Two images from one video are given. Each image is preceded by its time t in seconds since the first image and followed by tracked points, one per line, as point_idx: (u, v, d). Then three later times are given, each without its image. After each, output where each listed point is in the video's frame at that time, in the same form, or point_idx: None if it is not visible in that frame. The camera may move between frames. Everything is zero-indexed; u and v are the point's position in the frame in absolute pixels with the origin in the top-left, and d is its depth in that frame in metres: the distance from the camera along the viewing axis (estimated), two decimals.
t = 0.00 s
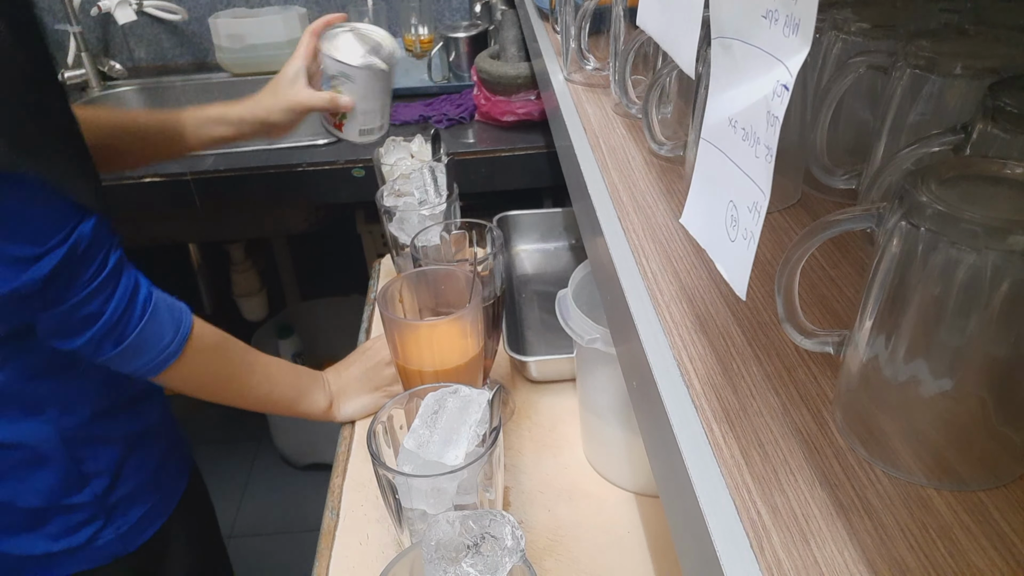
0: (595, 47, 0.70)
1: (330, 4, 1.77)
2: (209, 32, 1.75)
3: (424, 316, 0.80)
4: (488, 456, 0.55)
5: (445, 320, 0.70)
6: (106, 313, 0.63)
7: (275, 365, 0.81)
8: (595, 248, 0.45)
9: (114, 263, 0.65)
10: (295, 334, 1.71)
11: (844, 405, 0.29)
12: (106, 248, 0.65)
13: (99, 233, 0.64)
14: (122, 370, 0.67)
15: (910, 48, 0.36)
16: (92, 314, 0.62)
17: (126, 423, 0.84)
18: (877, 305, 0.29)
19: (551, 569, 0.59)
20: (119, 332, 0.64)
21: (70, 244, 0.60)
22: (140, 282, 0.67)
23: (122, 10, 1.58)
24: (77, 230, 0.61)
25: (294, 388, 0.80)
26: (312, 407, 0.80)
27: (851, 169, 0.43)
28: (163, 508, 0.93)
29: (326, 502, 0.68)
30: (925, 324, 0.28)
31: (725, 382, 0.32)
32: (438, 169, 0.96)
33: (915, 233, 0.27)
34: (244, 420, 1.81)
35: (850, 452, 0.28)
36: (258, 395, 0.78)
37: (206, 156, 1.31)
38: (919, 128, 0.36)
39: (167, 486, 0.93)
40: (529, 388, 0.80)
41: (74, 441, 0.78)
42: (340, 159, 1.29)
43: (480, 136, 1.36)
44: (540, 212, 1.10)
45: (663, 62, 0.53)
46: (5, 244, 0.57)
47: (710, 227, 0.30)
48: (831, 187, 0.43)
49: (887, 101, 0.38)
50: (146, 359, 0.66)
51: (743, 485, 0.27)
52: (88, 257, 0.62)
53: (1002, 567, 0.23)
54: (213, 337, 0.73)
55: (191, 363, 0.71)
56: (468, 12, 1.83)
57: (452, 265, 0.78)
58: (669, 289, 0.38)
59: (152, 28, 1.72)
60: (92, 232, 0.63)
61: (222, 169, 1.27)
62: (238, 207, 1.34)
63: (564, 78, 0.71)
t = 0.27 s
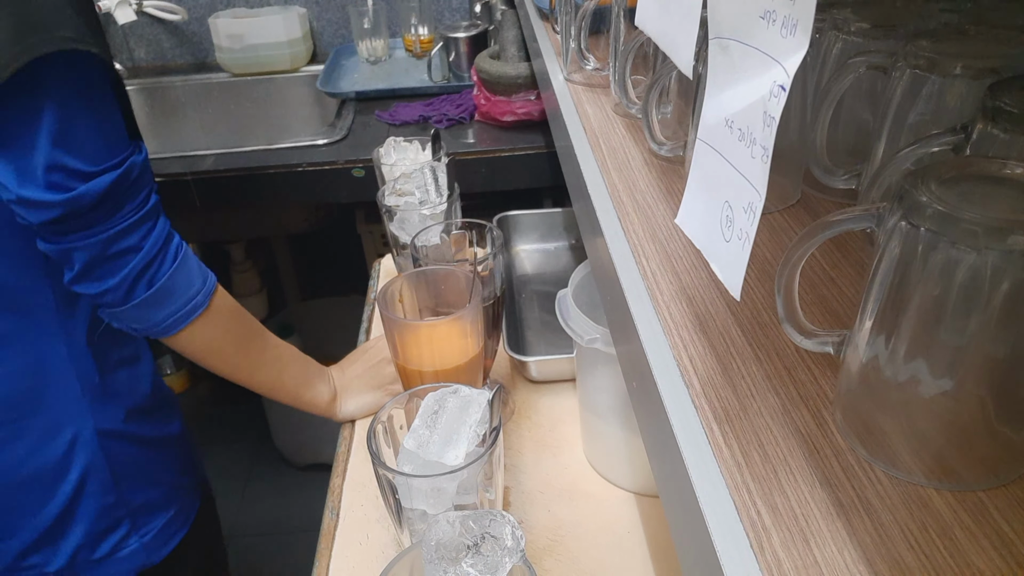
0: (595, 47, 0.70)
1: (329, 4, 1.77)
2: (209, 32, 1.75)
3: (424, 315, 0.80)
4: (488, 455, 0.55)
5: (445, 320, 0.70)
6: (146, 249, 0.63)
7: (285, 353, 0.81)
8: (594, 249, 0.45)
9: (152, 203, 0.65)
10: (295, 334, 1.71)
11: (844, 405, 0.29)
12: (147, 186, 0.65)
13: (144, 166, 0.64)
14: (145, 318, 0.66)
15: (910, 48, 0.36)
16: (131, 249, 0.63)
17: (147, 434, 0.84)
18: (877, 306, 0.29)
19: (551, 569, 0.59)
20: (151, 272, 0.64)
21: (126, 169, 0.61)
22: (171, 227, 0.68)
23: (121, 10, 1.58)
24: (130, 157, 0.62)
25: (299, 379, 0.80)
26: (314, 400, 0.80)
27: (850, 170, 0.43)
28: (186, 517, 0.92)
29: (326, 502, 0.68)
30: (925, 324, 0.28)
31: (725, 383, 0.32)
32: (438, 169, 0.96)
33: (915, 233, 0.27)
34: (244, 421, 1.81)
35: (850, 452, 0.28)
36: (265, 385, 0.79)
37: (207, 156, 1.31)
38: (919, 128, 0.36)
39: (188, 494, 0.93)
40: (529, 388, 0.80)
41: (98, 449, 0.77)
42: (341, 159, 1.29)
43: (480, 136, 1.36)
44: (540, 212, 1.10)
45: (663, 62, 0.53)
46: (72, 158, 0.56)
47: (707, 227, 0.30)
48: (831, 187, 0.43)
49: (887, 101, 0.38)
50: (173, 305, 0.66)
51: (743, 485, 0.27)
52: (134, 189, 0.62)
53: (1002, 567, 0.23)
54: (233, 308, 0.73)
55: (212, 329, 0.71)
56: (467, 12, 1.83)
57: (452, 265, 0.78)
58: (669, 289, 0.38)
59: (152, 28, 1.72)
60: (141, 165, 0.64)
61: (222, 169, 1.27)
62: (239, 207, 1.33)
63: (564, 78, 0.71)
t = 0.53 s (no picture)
0: (595, 47, 0.70)
1: (329, 4, 1.77)
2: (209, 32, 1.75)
3: (424, 315, 0.80)
4: (488, 456, 0.55)
5: (445, 320, 0.70)
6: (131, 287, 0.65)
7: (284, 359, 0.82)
8: (595, 249, 0.45)
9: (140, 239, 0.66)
10: (295, 334, 1.71)
11: (844, 404, 0.29)
12: (134, 221, 0.66)
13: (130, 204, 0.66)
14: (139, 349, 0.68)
15: (910, 49, 0.36)
16: (122, 285, 0.64)
17: (164, 433, 0.84)
18: (877, 306, 0.29)
19: (551, 569, 0.59)
20: (144, 305, 0.66)
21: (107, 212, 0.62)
22: (162, 258, 0.69)
23: (121, 10, 1.58)
24: (114, 198, 0.63)
25: (301, 382, 0.81)
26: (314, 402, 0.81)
27: (850, 170, 0.43)
28: (201, 513, 0.93)
29: (326, 502, 0.68)
30: (925, 323, 0.27)
31: (725, 382, 0.32)
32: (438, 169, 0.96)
33: (914, 233, 0.27)
34: (244, 421, 1.81)
35: (850, 452, 0.28)
36: (265, 383, 0.79)
37: (207, 156, 1.31)
38: (919, 128, 0.36)
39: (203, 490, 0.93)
40: (529, 388, 0.80)
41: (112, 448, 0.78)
42: (341, 159, 1.29)
43: (480, 136, 1.36)
44: (540, 212, 1.10)
45: (663, 61, 0.53)
46: (50, 206, 0.58)
47: (708, 227, 0.30)
48: (831, 187, 0.43)
49: (887, 101, 0.38)
50: (168, 334, 0.68)
51: (743, 485, 0.27)
52: (121, 229, 0.64)
53: (1002, 568, 0.23)
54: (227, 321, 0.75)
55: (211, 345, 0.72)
56: (467, 12, 1.83)
57: (452, 265, 0.78)
58: (669, 289, 0.38)
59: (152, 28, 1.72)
60: (126, 201, 0.64)
61: (222, 169, 1.27)
62: (240, 207, 1.34)
63: (564, 78, 0.71)
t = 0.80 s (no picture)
0: (595, 47, 0.70)
1: (329, 4, 1.77)
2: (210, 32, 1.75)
3: (424, 315, 0.80)
4: (488, 456, 0.55)
5: (445, 320, 0.70)
6: (110, 261, 0.65)
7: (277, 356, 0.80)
8: (595, 248, 0.45)
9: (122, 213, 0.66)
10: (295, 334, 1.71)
11: (844, 404, 0.29)
12: (114, 195, 0.66)
13: (108, 178, 0.66)
14: (126, 325, 0.69)
15: (910, 48, 0.36)
16: (98, 259, 0.64)
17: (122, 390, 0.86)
18: (877, 306, 0.29)
19: (551, 569, 0.59)
20: (122, 281, 0.66)
21: (77, 183, 0.62)
22: (149, 235, 0.69)
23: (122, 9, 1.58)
24: (85, 171, 0.63)
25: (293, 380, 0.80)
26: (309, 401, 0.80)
27: (850, 170, 0.43)
28: (156, 472, 0.95)
29: (326, 502, 0.68)
30: (925, 323, 0.27)
31: (725, 383, 0.32)
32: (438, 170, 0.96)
33: (915, 233, 0.27)
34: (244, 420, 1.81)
35: (850, 452, 0.28)
36: (256, 373, 0.78)
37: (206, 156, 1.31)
38: (919, 128, 0.36)
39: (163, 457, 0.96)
40: (529, 388, 0.80)
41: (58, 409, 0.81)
42: (341, 159, 1.29)
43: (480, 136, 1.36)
44: (540, 212, 1.10)
45: (663, 61, 0.53)
46: (8, 177, 0.60)
47: (709, 227, 0.30)
48: (831, 187, 0.43)
49: (887, 101, 0.38)
50: (148, 313, 0.68)
51: (743, 485, 0.27)
52: (95, 202, 0.64)
53: (1002, 567, 0.23)
54: (218, 307, 0.74)
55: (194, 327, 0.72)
56: (467, 12, 1.83)
57: (452, 265, 0.78)
58: (669, 289, 0.37)
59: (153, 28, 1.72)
60: (103, 175, 0.65)
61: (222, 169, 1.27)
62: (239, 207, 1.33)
63: (564, 78, 0.71)
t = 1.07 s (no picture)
0: (595, 47, 0.70)
1: (329, 4, 1.77)
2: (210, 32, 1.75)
3: (424, 315, 0.80)
4: (487, 455, 0.55)
5: (445, 320, 0.70)
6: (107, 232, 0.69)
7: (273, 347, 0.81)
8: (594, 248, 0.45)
9: (122, 191, 0.71)
10: (295, 334, 1.71)
11: (844, 405, 0.29)
12: (115, 174, 0.71)
13: (109, 158, 0.71)
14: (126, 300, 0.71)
15: (910, 48, 0.36)
16: (97, 233, 0.69)
17: (116, 342, 0.89)
18: (877, 306, 0.29)
19: (551, 569, 0.59)
20: (121, 254, 0.69)
21: (74, 159, 0.67)
22: (151, 213, 0.72)
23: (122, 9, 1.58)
24: (85, 149, 0.69)
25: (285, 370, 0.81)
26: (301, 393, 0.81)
27: (850, 170, 0.43)
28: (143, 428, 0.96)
29: (326, 502, 0.68)
30: (925, 324, 0.27)
31: (725, 383, 0.32)
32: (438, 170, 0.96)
33: (915, 233, 0.27)
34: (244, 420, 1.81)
35: (850, 452, 0.28)
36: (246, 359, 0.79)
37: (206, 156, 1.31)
38: (919, 128, 0.36)
39: (185, 397, 0.99)
40: (529, 388, 0.80)
41: (89, 338, 0.88)
42: (341, 159, 1.29)
43: (480, 136, 1.36)
44: (540, 212, 1.10)
45: (663, 61, 0.53)
46: (14, 155, 0.67)
47: (704, 228, 0.30)
48: (830, 187, 0.43)
49: (887, 102, 0.38)
50: (144, 287, 0.70)
51: (743, 485, 0.27)
52: (94, 177, 0.69)
53: (1002, 567, 0.23)
54: (214, 289, 0.76)
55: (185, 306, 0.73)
56: (468, 12, 1.82)
57: (452, 265, 0.78)
58: (669, 290, 0.38)
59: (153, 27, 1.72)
60: (101, 153, 0.70)
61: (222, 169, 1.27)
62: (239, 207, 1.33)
63: (564, 78, 0.71)
